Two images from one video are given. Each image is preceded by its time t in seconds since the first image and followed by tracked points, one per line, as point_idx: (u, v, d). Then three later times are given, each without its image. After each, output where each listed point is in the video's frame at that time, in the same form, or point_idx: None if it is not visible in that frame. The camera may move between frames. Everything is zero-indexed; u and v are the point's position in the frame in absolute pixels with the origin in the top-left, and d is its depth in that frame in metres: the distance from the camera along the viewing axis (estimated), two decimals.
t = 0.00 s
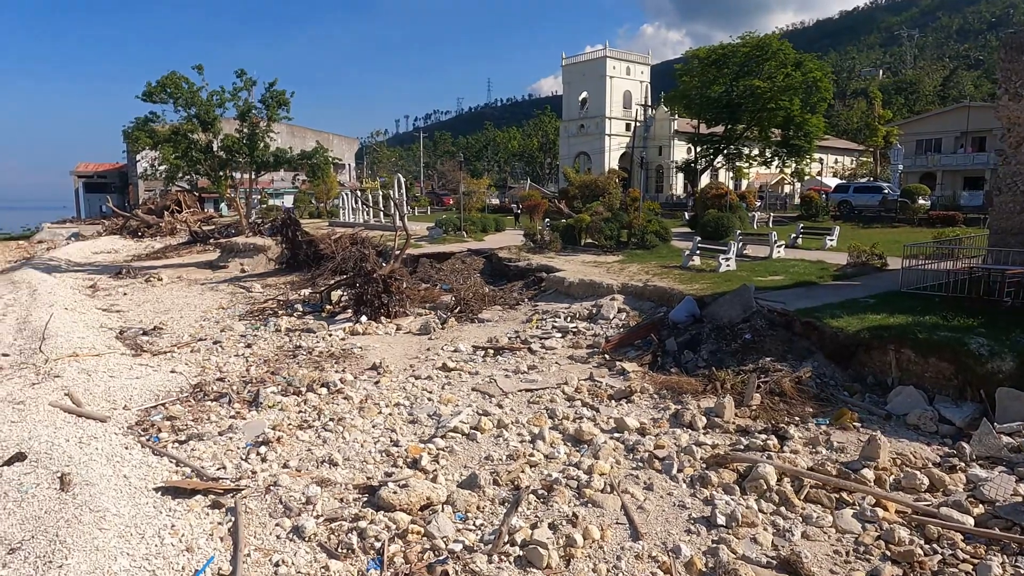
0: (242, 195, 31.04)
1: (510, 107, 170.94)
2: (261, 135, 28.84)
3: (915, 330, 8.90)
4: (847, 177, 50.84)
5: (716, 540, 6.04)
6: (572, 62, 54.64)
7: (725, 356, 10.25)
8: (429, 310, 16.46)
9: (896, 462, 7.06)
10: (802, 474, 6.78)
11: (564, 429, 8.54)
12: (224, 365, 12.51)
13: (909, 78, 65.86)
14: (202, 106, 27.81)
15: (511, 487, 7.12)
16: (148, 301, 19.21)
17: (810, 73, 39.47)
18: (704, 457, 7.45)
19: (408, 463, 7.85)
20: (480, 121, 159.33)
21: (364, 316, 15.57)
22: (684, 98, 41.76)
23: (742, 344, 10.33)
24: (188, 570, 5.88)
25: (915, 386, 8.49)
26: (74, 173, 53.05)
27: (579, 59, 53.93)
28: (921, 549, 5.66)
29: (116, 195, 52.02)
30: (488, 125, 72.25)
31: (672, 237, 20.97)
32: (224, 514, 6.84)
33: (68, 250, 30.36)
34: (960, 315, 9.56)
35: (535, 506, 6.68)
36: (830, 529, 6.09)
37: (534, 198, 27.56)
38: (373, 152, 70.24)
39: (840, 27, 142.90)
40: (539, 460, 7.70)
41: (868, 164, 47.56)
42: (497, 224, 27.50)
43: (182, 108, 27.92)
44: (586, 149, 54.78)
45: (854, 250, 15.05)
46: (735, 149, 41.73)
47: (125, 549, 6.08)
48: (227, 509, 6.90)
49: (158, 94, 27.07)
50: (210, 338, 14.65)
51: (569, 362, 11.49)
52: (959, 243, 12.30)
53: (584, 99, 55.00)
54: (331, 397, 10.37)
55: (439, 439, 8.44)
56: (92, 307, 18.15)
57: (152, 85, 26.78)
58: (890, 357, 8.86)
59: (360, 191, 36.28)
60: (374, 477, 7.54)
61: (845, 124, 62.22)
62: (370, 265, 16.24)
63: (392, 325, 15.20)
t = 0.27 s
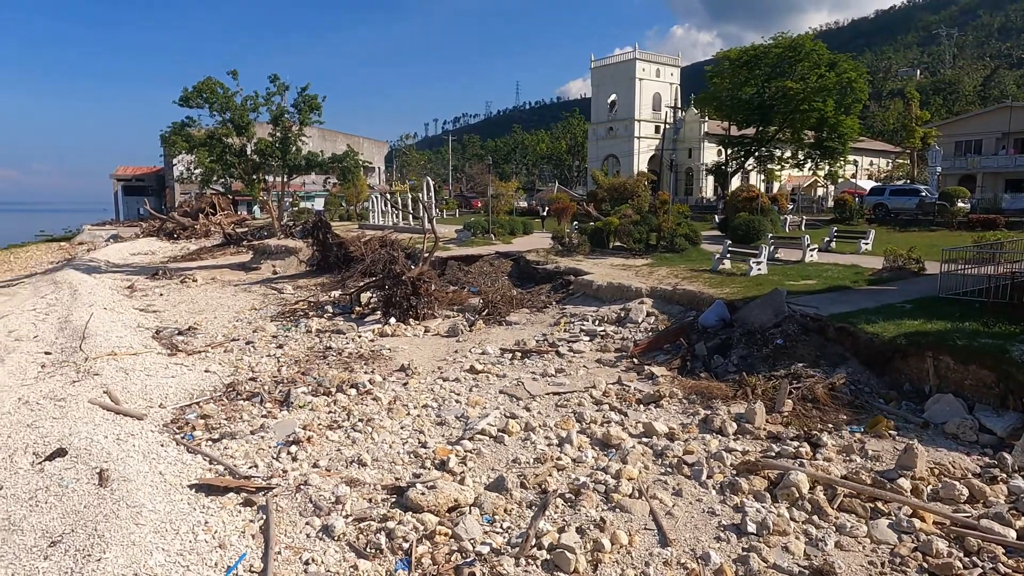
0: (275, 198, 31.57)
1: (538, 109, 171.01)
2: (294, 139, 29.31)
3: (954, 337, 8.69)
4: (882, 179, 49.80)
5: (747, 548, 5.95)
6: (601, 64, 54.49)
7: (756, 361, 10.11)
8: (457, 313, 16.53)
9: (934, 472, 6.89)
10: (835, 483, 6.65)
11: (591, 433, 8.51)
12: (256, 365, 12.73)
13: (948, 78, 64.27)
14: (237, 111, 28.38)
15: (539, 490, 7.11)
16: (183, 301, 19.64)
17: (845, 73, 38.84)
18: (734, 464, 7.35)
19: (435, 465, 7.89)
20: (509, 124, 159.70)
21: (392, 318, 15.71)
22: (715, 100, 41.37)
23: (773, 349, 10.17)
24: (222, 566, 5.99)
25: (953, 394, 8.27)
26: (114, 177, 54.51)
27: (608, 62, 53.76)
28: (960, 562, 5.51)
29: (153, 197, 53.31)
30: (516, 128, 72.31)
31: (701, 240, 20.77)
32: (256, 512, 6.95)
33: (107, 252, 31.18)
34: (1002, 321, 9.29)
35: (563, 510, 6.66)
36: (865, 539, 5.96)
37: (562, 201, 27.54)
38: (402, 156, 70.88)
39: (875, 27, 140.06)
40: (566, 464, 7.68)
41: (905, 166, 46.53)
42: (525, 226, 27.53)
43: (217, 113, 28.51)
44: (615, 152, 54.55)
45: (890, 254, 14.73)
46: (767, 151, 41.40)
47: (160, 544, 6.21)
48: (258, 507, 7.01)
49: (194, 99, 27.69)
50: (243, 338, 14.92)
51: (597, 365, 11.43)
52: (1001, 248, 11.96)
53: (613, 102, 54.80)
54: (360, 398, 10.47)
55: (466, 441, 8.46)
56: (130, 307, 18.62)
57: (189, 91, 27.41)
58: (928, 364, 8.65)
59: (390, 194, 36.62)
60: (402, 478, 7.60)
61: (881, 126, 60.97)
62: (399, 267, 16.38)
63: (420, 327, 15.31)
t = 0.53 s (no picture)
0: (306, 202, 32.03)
1: (566, 112, 170.83)
2: (324, 143, 29.70)
3: (994, 345, 8.46)
4: (919, 182, 48.66)
5: (778, 557, 5.86)
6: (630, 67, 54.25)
7: (787, 367, 9.96)
8: (485, 316, 16.57)
9: (973, 483, 6.71)
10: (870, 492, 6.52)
11: (619, 438, 8.45)
12: (287, 366, 12.92)
13: (988, 78, 62.59)
14: (269, 116, 28.88)
15: (566, 494, 7.08)
16: (217, 303, 20.03)
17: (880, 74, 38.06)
18: (765, 471, 7.24)
19: (462, 468, 7.91)
20: (536, 127, 159.82)
21: (420, 320, 15.81)
22: (745, 102, 40.88)
23: (805, 355, 10.01)
24: (253, 563, 6.08)
25: (994, 403, 8.04)
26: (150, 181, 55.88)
27: (637, 64, 53.50)
28: None
29: (188, 201, 54.51)
30: (544, 131, 72.30)
31: (731, 243, 20.52)
32: (286, 511, 7.04)
33: (144, 253, 31.95)
34: None
35: (590, 515, 6.63)
36: (900, 551, 5.83)
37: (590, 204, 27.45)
38: (430, 159, 71.40)
39: (912, 26, 137.03)
40: (594, 468, 7.64)
41: (943, 168, 45.40)
42: (552, 229, 27.50)
43: (250, 118, 29.04)
44: (643, 155, 54.25)
45: (927, 259, 14.38)
46: (799, 154, 40.78)
47: (194, 541, 6.34)
48: (288, 507, 7.10)
49: (228, 104, 28.24)
50: (274, 339, 15.15)
51: (625, 370, 11.36)
52: None
53: (641, 104, 54.51)
54: (388, 399, 10.56)
55: (494, 444, 8.48)
56: (165, 308, 19.05)
57: (223, 96, 27.97)
58: (967, 372, 8.41)
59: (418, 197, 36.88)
60: (429, 480, 7.64)
61: (918, 128, 59.60)
62: (427, 270, 16.48)
63: (448, 330, 15.38)
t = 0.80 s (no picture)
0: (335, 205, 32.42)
1: (593, 115, 170.38)
2: (354, 147, 30.03)
3: None
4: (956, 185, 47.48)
5: (809, 567, 5.76)
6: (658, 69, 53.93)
7: (819, 373, 9.79)
8: (511, 319, 16.58)
9: (1014, 495, 6.51)
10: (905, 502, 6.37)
11: (647, 443, 8.38)
12: (316, 367, 13.08)
13: None
14: (300, 120, 29.32)
15: (593, 499, 7.05)
16: (248, 304, 20.38)
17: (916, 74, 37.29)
18: (796, 479, 7.12)
19: (489, 471, 7.92)
20: (563, 131, 159.70)
21: (447, 323, 15.89)
22: (776, 104, 40.33)
23: (838, 361, 9.82)
24: (282, 562, 6.16)
25: None
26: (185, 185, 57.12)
27: (666, 67, 53.16)
28: None
29: (221, 204, 55.59)
30: (571, 134, 72.20)
31: (762, 247, 20.25)
32: (315, 511, 7.12)
33: (178, 256, 32.64)
34: None
35: (617, 521, 6.59)
36: (937, 564, 5.69)
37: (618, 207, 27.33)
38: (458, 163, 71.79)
39: (949, 26, 133.92)
40: (621, 473, 7.59)
41: (981, 170, 44.23)
42: (579, 233, 27.42)
43: (282, 122, 29.51)
44: (671, 157, 53.85)
45: (965, 263, 14.02)
46: (831, 156, 40.06)
47: (225, 539, 6.44)
48: (317, 507, 7.17)
49: (261, 109, 28.74)
50: (303, 341, 15.35)
51: (653, 374, 11.27)
52: None
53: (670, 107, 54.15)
54: (415, 401, 10.63)
55: (520, 448, 8.47)
56: (199, 309, 19.44)
57: (256, 101, 28.48)
58: (1007, 381, 8.18)
59: (445, 200, 37.09)
60: (456, 483, 7.66)
61: (955, 129, 58.19)
62: (454, 273, 16.55)
63: (475, 333, 15.42)
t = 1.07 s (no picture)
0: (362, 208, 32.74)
1: (620, 118, 169.72)
2: (381, 151, 30.31)
3: None
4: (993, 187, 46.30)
5: None
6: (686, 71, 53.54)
7: (851, 380, 9.62)
8: (537, 322, 16.57)
9: None
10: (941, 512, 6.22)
11: (674, 448, 8.31)
12: (344, 368, 13.22)
13: None
14: (328, 124, 29.70)
15: (619, 504, 7.01)
16: (277, 306, 20.68)
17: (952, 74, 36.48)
18: (827, 487, 7.00)
19: (514, 474, 7.92)
20: (589, 134, 159.34)
21: (473, 325, 15.94)
22: (806, 105, 39.74)
23: (870, 368, 9.64)
24: (310, 561, 6.23)
25: None
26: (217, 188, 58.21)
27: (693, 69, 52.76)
28: None
29: (251, 207, 56.53)
30: (597, 137, 71.99)
31: (791, 251, 19.96)
32: (342, 511, 7.19)
33: (209, 258, 33.27)
34: None
35: (643, 526, 6.54)
36: None
37: (644, 210, 27.16)
38: (483, 166, 72.02)
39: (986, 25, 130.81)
40: (647, 478, 7.54)
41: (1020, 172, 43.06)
42: (605, 236, 27.31)
43: (311, 126, 29.91)
44: (699, 160, 53.41)
45: (1003, 268, 13.66)
46: (864, 158, 39.33)
47: (255, 537, 6.53)
48: (344, 507, 7.24)
49: (290, 113, 29.17)
50: (331, 342, 15.53)
51: (679, 379, 11.17)
52: None
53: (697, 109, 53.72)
54: (441, 403, 10.68)
55: (546, 451, 8.46)
56: (229, 310, 19.78)
57: (285, 106, 28.92)
58: None
59: (471, 203, 37.23)
60: (481, 485, 7.67)
61: (993, 131, 56.77)
62: (480, 276, 16.60)
63: (500, 335, 15.44)
